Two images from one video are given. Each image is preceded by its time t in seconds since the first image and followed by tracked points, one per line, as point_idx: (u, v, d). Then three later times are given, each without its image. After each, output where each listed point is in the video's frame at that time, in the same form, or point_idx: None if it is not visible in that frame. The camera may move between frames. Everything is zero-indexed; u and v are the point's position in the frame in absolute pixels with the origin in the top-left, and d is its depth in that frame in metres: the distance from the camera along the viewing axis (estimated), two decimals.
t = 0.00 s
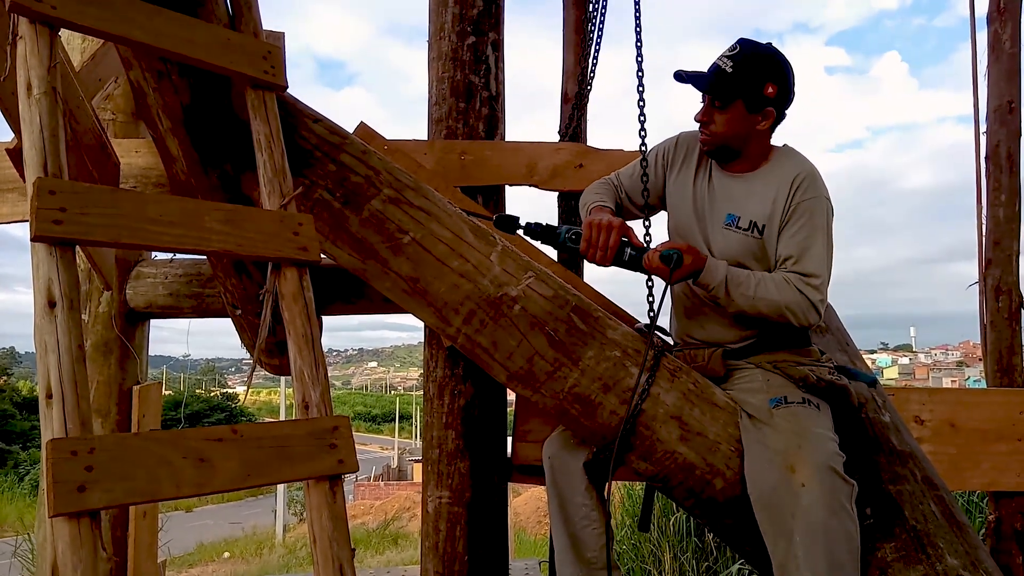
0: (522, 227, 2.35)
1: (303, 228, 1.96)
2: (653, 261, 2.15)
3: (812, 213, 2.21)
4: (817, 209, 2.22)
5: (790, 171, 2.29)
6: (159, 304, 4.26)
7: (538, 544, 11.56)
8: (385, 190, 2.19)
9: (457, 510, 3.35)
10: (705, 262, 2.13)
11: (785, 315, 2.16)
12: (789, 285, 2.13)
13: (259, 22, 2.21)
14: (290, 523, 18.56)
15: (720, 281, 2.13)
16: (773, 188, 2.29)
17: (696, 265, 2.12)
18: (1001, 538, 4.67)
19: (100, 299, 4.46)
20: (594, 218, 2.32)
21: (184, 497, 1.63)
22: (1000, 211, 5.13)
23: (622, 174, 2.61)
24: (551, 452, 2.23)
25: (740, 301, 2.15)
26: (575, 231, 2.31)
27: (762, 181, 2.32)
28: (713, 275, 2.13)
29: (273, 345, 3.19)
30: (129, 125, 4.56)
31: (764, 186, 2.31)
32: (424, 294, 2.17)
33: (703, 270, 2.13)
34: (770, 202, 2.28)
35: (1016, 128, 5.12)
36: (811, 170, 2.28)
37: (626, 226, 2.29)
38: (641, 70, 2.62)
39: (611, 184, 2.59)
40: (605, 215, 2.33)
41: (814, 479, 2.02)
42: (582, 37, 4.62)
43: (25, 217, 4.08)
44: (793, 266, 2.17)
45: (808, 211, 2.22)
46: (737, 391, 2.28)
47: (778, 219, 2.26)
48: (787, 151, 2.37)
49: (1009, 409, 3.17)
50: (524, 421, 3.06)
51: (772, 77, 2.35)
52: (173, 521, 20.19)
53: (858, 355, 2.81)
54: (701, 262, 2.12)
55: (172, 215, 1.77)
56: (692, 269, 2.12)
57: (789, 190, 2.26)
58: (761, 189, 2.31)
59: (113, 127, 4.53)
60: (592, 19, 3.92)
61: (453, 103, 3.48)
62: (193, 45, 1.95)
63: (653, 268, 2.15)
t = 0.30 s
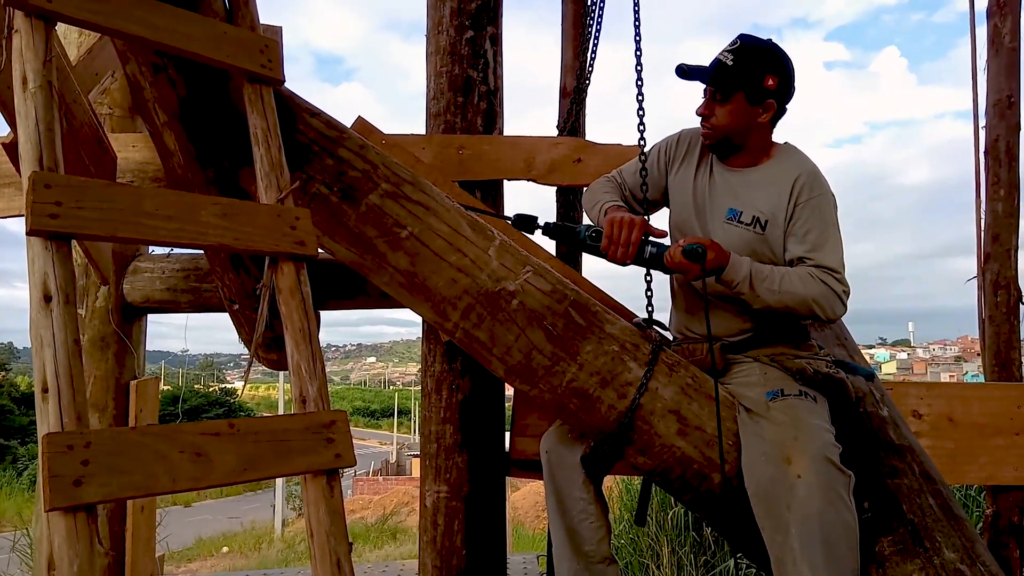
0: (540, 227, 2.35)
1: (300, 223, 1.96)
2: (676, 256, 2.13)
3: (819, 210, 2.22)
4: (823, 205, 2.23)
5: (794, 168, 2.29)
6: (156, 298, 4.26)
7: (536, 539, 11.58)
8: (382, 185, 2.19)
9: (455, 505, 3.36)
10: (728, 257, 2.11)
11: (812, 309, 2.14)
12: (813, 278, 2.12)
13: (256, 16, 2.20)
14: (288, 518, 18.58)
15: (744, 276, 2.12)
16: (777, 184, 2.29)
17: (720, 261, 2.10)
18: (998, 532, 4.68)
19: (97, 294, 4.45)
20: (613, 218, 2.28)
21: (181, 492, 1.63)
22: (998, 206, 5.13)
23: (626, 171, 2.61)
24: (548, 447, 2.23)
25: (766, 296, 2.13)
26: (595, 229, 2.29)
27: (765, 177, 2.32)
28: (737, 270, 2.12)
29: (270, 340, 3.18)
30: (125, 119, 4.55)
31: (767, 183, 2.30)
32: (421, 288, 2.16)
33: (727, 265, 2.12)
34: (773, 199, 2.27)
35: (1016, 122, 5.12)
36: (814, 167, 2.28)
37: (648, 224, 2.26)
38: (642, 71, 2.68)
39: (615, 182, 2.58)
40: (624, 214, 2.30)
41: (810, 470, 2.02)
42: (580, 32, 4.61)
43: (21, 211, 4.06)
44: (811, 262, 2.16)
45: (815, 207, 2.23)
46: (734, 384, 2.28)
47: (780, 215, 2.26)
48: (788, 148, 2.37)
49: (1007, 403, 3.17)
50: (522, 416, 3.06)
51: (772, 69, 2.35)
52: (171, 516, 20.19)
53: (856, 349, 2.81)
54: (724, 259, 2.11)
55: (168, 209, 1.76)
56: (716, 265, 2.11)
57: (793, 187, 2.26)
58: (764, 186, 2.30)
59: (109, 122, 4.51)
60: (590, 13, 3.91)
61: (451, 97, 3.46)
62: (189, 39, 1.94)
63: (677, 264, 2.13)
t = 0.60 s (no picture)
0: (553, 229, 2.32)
1: (291, 218, 1.95)
2: (693, 258, 2.08)
3: (821, 208, 2.22)
4: (824, 202, 2.23)
5: (796, 168, 2.29)
6: (147, 294, 4.24)
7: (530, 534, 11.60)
8: (374, 179, 2.18)
9: (448, 500, 3.36)
10: (747, 260, 2.08)
11: (832, 307, 2.12)
12: (832, 275, 2.12)
13: (246, 10, 2.19)
14: (282, 514, 18.56)
15: (763, 278, 2.10)
16: (778, 183, 2.28)
17: (740, 263, 2.07)
18: (988, 525, 4.71)
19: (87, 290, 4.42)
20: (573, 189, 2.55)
21: (172, 488, 1.62)
22: (989, 200, 5.15)
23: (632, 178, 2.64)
24: (541, 442, 2.23)
25: (785, 296, 2.11)
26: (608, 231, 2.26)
27: (767, 176, 2.31)
28: (756, 271, 2.09)
29: (261, 335, 3.17)
30: (115, 114, 4.53)
31: (768, 181, 2.30)
32: (414, 283, 2.16)
33: (747, 268, 2.09)
34: (774, 198, 2.27)
35: (1006, 117, 5.14)
36: (813, 163, 2.29)
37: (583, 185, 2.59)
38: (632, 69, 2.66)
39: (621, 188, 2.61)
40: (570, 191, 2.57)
41: (802, 464, 2.03)
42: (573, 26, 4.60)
43: (10, 207, 4.04)
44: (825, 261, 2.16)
45: (816, 204, 2.23)
46: (727, 379, 2.28)
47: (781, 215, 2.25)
48: (787, 146, 2.38)
49: (998, 397, 3.19)
50: (515, 411, 3.07)
51: (768, 61, 2.34)
52: (164, 513, 20.14)
53: (847, 342, 2.82)
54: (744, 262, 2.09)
55: (158, 204, 1.75)
56: (735, 268, 2.08)
57: (794, 186, 2.26)
58: (765, 184, 2.30)
59: (99, 117, 4.49)
60: (583, 8, 3.91)
61: (444, 92, 3.46)
62: (178, 33, 1.92)
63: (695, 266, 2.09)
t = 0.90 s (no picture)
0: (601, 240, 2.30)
1: (297, 218, 1.95)
2: (747, 265, 2.10)
3: (852, 215, 2.25)
4: (851, 207, 2.25)
5: (825, 174, 2.29)
6: (154, 295, 4.25)
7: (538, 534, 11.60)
8: (380, 179, 2.18)
9: (455, 500, 3.35)
10: (801, 264, 2.09)
11: (878, 307, 2.15)
12: (878, 276, 2.15)
13: (252, 11, 2.19)
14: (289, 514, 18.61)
15: (816, 282, 2.10)
16: (807, 187, 2.28)
17: (794, 268, 2.08)
18: (998, 525, 4.68)
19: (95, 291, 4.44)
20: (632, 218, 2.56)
21: (180, 489, 1.62)
22: (998, 199, 5.11)
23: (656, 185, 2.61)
24: (548, 441, 2.23)
25: (837, 298, 2.12)
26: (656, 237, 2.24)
27: (794, 179, 2.30)
28: (809, 275, 2.10)
29: (268, 336, 3.18)
30: (122, 115, 4.54)
31: (795, 185, 2.29)
32: (420, 284, 2.16)
33: (800, 273, 2.10)
34: (803, 201, 2.26)
35: (1015, 115, 5.11)
36: (841, 172, 2.30)
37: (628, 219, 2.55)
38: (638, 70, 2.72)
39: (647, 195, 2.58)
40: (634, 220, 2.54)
41: (811, 466, 2.02)
42: (578, 25, 4.60)
43: (19, 209, 4.06)
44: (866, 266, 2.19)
45: (845, 210, 2.25)
46: (735, 379, 2.28)
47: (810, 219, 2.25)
48: (814, 152, 2.38)
49: (1008, 397, 3.17)
50: (522, 411, 3.07)
51: (788, 62, 2.34)
52: (172, 513, 20.22)
53: (855, 341, 2.81)
54: (797, 265, 2.09)
55: (165, 205, 1.76)
56: (790, 272, 2.08)
57: (824, 192, 2.26)
58: (792, 188, 2.29)
59: (106, 118, 4.50)
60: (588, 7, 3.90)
61: (449, 92, 3.47)
62: (184, 33, 1.92)
63: (750, 272, 2.10)
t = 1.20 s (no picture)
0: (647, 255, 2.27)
1: (299, 220, 1.95)
2: (799, 281, 2.11)
3: (869, 215, 2.32)
4: (868, 210, 2.33)
5: (841, 176, 2.35)
6: (156, 296, 4.26)
7: (538, 535, 11.60)
8: (382, 181, 2.18)
9: (456, 501, 3.35)
10: (846, 278, 2.16)
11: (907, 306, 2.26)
12: (905, 274, 2.24)
13: (254, 12, 2.20)
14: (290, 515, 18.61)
15: (861, 293, 2.17)
16: (825, 189, 2.33)
17: (842, 281, 2.15)
18: (999, 528, 4.68)
19: (96, 292, 4.44)
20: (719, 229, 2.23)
21: (182, 490, 1.62)
22: (999, 201, 5.11)
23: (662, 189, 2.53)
24: (548, 442, 2.22)
25: (880, 306, 2.20)
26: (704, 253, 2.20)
27: (811, 181, 2.35)
28: (854, 289, 2.17)
29: (270, 337, 3.18)
30: (124, 116, 4.54)
31: (813, 187, 2.34)
32: (421, 285, 2.16)
33: (846, 285, 2.16)
34: (823, 202, 2.31)
35: (1016, 118, 5.11)
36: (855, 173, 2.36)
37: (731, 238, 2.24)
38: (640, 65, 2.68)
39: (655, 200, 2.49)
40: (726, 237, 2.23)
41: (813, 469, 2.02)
42: (580, 27, 4.60)
43: (21, 209, 4.06)
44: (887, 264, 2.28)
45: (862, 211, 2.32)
46: (736, 381, 2.28)
47: (831, 220, 2.30)
48: (826, 156, 2.43)
49: (1008, 399, 3.17)
50: (522, 412, 3.08)
51: (799, 66, 2.34)
52: (172, 513, 20.23)
53: (855, 342, 2.81)
54: (843, 277, 2.16)
55: (167, 207, 1.76)
56: (838, 285, 2.14)
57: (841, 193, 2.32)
58: (811, 190, 2.34)
59: (108, 119, 4.51)
60: (590, 9, 3.90)
61: (451, 93, 3.47)
62: (187, 35, 1.93)
63: (801, 288, 2.12)
